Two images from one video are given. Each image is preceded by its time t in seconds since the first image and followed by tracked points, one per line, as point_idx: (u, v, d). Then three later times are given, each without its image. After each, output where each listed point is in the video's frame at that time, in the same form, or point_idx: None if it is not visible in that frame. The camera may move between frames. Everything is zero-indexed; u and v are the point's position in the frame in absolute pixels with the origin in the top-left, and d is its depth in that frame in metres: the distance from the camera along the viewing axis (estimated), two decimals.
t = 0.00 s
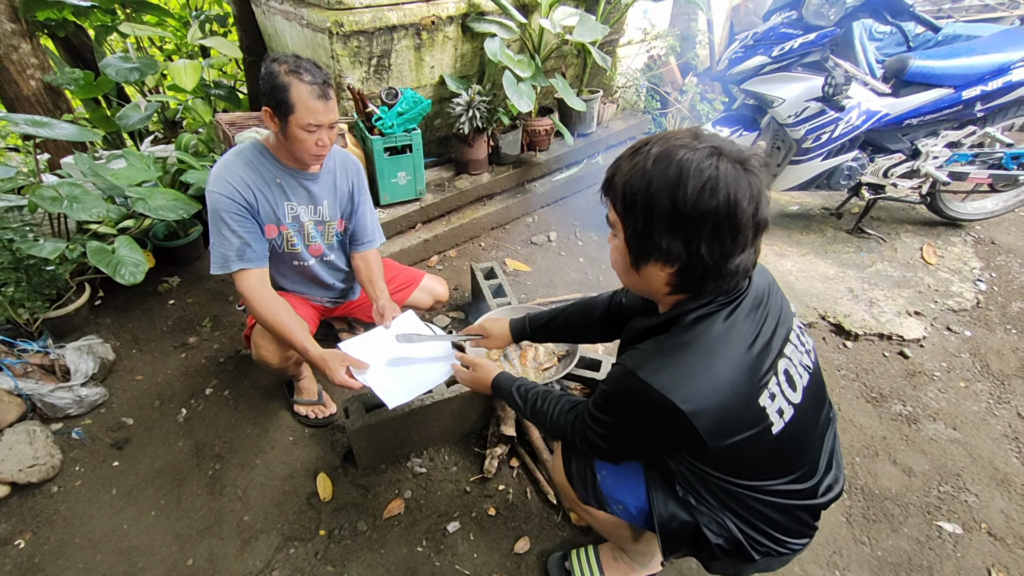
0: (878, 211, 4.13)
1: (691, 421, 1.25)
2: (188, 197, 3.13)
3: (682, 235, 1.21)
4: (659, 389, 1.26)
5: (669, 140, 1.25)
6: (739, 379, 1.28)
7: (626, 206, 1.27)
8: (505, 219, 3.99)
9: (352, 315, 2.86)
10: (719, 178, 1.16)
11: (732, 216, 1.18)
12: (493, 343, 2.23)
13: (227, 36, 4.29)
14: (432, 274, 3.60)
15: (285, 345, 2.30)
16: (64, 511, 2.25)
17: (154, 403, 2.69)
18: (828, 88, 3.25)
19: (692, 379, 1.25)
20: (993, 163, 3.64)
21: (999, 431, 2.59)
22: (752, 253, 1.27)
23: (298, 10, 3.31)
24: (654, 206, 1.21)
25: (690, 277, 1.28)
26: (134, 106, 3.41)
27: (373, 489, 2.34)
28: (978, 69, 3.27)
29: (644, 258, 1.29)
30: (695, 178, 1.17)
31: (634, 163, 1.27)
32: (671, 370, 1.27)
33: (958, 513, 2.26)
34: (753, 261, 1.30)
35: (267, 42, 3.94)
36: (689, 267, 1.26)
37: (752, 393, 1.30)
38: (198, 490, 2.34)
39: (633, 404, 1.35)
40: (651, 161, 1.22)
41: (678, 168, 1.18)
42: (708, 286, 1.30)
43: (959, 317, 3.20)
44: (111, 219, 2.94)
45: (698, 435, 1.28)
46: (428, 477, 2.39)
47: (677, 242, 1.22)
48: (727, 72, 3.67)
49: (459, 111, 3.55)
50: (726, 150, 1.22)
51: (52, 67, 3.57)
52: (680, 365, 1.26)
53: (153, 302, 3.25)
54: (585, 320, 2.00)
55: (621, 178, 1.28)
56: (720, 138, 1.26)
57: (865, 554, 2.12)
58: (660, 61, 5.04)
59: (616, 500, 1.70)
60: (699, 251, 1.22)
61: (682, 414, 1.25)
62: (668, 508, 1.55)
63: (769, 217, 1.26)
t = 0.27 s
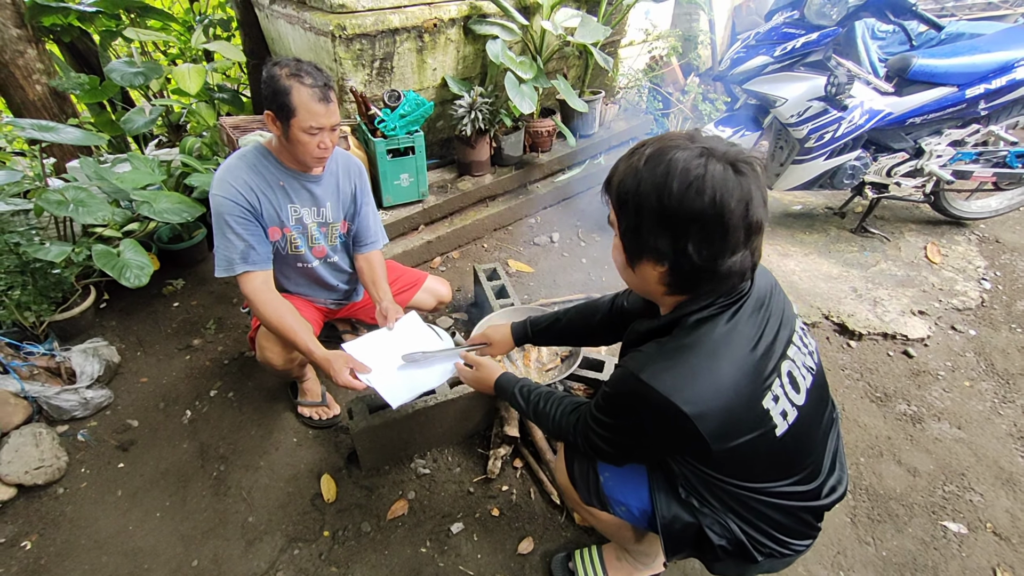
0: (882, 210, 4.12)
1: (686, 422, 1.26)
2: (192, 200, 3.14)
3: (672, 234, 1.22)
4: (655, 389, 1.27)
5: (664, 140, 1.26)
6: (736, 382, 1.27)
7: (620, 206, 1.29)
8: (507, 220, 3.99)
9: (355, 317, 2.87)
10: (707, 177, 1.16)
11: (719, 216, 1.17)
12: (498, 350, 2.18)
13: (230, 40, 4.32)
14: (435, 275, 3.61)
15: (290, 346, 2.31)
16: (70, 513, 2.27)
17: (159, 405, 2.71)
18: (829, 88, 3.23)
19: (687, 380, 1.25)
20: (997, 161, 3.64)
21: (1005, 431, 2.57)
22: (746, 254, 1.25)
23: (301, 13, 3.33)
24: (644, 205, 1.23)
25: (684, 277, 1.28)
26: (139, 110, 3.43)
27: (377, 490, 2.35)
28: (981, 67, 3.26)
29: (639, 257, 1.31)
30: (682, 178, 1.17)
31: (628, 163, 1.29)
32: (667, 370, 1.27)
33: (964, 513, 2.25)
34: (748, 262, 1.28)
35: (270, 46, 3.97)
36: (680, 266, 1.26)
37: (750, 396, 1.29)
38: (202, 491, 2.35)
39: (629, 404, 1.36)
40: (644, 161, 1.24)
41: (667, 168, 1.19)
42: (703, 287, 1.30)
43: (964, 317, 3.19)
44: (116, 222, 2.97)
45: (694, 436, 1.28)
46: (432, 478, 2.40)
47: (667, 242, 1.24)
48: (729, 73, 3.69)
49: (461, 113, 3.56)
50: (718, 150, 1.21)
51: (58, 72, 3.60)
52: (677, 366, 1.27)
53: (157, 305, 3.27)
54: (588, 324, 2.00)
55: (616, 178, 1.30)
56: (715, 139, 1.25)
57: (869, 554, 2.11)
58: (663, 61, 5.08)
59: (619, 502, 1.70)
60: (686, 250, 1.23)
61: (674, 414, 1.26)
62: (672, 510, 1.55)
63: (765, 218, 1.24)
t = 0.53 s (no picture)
0: (878, 210, 4.14)
1: (679, 415, 1.27)
2: (188, 198, 3.13)
3: (656, 229, 1.26)
4: (649, 382, 1.29)
5: (653, 138, 1.30)
6: (734, 378, 1.26)
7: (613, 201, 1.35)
8: (505, 219, 3.99)
9: (353, 316, 2.86)
10: (684, 173, 1.19)
11: (697, 210, 1.20)
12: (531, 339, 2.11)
13: (226, 38, 4.30)
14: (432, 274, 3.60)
15: (287, 345, 2.30)
16: (65, 513, 2.25)
17: (156, 405, 2.70)
18: (827, 87, 3.26)
19: (682, 374, 1.26)
20: (992, 161, 3.65)
21: (1000, 429, 2.59)
22: (737, 248, 1.25)
23: (297, 12, 3.32)
24: (628, 201, 1.28)
25: (675, 271, 1.31)
26: (134, 108, 3.41)
27: (375, 489, 2.35)
28: (976, 67, 3.28)
29: (632, 252, 1.35)
30: (661, 173, 1.22)
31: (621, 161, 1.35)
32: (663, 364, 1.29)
33: (960, 510, 2.26)
34: (741, 257, 1.27)
35: (267, 44, 3.95)
36: (669, 260, 1.28)
37: (747, 392, 1.28)
38: (199, 491, 2.34)
39: (625, 397, 1.38)
40: (631, 159, 1.29)
41: (648, 165, 1.24)
42: (696, 281, 1.32)
43: (960, 315, 3.20)
44: (111, 220, 2.95)
45: (688, 429, 1.29)
46: (430, 477, 2.39)
47: (653, 236, 1.28)
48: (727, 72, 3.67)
49: (458, 112, 3.55)
50: (703, 146, 1.24)
51: (52, 69, 3.58)
52: (676, 361, 1.28)
53: (153, 304, 3.25)
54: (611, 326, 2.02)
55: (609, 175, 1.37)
56: (704, 135, 1.28)
57: (866, 551, 2.12)
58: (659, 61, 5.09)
59: (621, 500, 1.69)
60: (670, 243, 1.26)
61: (665, 406, 1.28)
62: (675, 508, 1.55)
63: (755, 211, 1.24)
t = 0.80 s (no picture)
0: (878, 211, 4.14)
1: (709, 405, 1.26)
2: (189, 199, 3.13)
3: (671, 223, 1.28)
4: (677, 376, 1.28)
5: (659, 140, 1.34)
6: (759, 367, 1.26)
7: (625, 203, 1.38)
8: (505, 220, 3.99)
9: (353, 317, 2.86)
10: (694, 167, 1.23)
11: (709, 201, 1.23)
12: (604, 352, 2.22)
13: (227, 39, 4.30)
14: (433, 275, 3.60)
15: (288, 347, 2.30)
16: (65, 514, 2.25)
17: (156, 405, 2.70)
18: (829, 89, 3.26)
19: (709, 365, 1.25)
20: (993, 162, 3.64)
21: (1001, 430, 2.59)
22: (751, 237, 1.28)
23: (298, 13, 3.32)
24: (641, 199, 1.30)
25: (692, 265, 1.32)
26: (135, 109, 3.41)
27: (375, 490, 2.34)
28: (977, 69, 3.28)
29: (648, 249, 1.37)
30: (671, 169, 1.25)
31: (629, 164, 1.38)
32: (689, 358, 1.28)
33: (960, 512, 2.26)
34: (756, 245, 1.30)
35: (268, 45, 3.95)
36: (686, 253, 1.30)
37: (772, 379, 1.28)
38: (199, 492, 2.34)
39: (650, 394, 1.37)
40: (640, 161, 1.32)
41: (658, 163, 1.27)
42: (713, 273, 1.33)
43: (960, 317, 3.20)
44: (112, 221, 2.95)
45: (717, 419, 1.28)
46: (430, 478, 2.39)
47: (667, 231, 1.29)
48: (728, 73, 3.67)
49: (459, 113, 3.55)
50: (710, 142, 1.28)
51: (53, 70, 3.58)
52: (702, 353, 1.27)
53: (153, 305, 3.25)
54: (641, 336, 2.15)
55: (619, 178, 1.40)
56: (708, 132, 1.32)
57: (867, 553, 2.12)
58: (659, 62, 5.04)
59: (643, 512, 1.67)
60: (685, 237, 1.27)
61: (693, 398, 1.26)
62: (697, 515, 1.55)
63: (766, 200, 1.27)
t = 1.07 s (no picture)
0: (875, 211, 4.15)
1: (744, 395, 1.27)
2: (185, 198, 3.11)
3: (697, 214, 1.31)
4: (711, 368, 1.29)
5: (682, 136, 1.38)
6: (788, 355, 1.29)
7: (649, 197, 1.40)
8: (503, 220, 3.99)
9: (350, 317, 2.85)
10: (721, 159, 1.27)
11: (737, 192, 1.26)
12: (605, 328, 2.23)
13: (224, 37, 4.28)
14: (430, 275, 3.60)
15: (284, 347, 2.30)
16: (59, 515, 2.24)
17: (151, 406, 2.68)
18: (825, 90, 3.27)
19: (743, 356, 1.27)
20: (988, 164, 3.65)
21: (996, 430, 2.60)
22: (774, 227, 1.31)
23: (295, 12, 3.31)
24: (668, 191, 1.34)
25: (717, 256, 1.35)
26: (130, 107, 3.39)
27: (371, 491, 2.34)
28: (972, 70, 3.29)
29: (673, 241, 1.40)
30: (698, 161, 1.28)
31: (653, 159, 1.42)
32: (721, 350, 1.29)
33: (956, 512, 2.26)
34: (778, 236, 1.33)
35: (265, 44, 3.94)
36: (714, 244, 1.33)
37: (800, 367, 1.31)
38: (195, 493, 2.33)
39: (681, 386, 1.38)
40: (665, 155, 1.36)
41: (684, 157, 1.31)
42: (737, 264, 1.36)
43: (956, 317, 3.21)
44: (107, 220, 2.93)
45: (752, 410, 1.28)
46: (427, 479, 2.39)
47: (695, 222, 1.32)
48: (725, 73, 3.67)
49: (456, 112, 3.54)
50: (732, 136, 1.32)
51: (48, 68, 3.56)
52: (735, 345, 1.29)
53: (148, 305, 3.23)
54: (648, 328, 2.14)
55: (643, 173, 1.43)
56: (728, 128, 1.37)
57: (863, 553, 2.12)
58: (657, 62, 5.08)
59: (666, 519, 1.65)
60: (713, 228, 1.30)
61: (728, 389, 1.27)
62: (721, 518, 1.57)
63: (788, 192, 1.31)
